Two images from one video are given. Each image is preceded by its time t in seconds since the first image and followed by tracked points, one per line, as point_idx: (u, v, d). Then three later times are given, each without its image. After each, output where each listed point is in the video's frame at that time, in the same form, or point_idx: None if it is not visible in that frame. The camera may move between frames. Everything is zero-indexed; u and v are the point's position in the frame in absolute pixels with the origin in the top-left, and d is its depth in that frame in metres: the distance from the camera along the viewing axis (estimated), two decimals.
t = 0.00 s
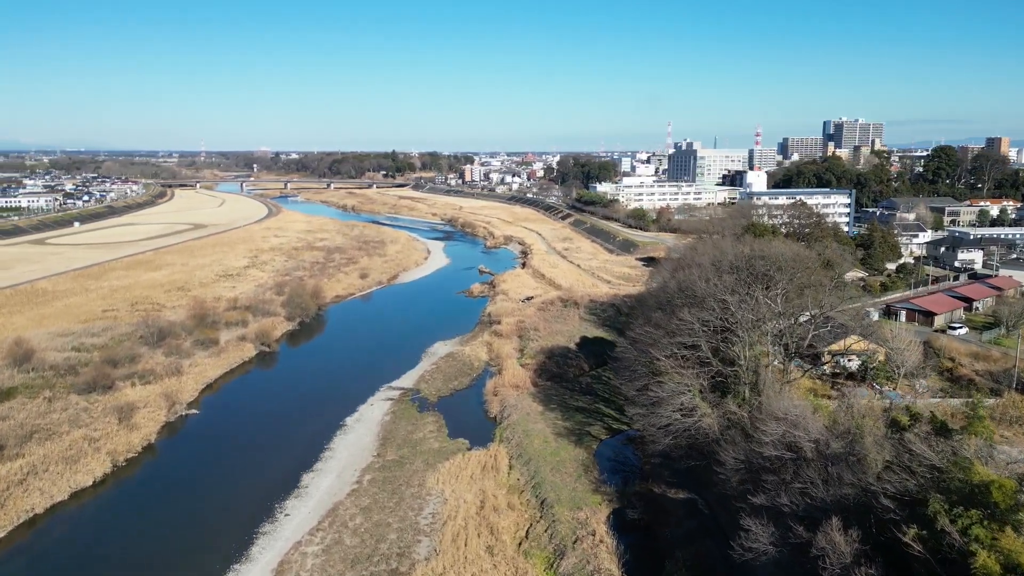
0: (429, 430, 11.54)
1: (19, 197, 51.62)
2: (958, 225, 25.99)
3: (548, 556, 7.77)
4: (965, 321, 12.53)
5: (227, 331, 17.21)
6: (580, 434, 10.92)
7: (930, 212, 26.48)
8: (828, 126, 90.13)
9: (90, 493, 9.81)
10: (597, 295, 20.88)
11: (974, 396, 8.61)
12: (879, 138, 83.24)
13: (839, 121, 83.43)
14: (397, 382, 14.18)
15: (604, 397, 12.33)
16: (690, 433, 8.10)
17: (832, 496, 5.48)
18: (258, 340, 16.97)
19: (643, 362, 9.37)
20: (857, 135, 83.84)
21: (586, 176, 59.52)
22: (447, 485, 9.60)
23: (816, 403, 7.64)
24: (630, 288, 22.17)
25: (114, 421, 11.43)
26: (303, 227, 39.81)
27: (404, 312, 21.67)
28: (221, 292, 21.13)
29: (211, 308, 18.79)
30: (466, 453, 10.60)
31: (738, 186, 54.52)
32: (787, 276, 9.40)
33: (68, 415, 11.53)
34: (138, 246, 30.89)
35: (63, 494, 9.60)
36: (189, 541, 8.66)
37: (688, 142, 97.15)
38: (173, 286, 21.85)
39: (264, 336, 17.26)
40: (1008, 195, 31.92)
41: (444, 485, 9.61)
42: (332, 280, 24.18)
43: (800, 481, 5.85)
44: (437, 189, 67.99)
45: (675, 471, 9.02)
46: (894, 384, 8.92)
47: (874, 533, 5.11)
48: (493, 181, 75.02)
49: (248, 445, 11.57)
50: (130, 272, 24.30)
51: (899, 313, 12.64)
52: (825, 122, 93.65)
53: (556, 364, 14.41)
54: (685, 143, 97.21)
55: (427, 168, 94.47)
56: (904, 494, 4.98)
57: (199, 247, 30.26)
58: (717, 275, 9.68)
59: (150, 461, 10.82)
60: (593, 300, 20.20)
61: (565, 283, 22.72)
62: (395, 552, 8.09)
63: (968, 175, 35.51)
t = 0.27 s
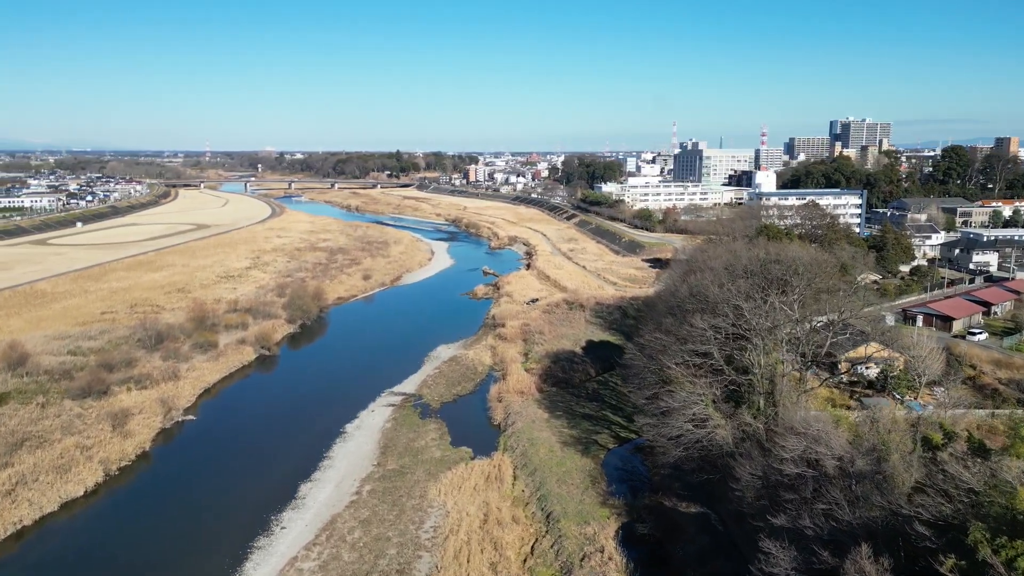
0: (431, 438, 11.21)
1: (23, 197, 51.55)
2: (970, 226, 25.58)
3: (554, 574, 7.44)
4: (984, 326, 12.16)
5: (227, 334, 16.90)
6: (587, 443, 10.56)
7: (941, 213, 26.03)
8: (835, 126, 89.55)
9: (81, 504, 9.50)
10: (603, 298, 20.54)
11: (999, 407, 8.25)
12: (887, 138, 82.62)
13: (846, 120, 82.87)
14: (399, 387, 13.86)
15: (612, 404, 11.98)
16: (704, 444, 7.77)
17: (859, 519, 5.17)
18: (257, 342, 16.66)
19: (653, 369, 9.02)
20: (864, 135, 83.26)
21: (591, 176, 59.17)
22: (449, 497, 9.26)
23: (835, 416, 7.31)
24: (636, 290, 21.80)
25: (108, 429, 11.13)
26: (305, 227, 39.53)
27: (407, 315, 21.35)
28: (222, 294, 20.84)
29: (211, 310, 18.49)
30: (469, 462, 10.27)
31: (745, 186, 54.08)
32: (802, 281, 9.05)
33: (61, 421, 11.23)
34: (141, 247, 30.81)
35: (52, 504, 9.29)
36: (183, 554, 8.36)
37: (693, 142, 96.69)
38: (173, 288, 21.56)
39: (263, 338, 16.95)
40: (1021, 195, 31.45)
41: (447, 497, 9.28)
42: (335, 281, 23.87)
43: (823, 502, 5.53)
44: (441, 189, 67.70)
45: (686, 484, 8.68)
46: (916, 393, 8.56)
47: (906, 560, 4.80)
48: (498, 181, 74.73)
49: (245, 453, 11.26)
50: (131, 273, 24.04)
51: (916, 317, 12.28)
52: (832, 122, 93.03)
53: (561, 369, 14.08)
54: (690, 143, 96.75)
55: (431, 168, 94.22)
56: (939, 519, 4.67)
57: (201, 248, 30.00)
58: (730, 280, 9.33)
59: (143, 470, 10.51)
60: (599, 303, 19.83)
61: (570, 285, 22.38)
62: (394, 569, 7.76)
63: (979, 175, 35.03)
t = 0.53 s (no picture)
0: (432, 446, 10.88)
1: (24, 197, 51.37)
2: (981, 227, 25.17)
3: None
4: (1003, 331, 11.79)
5: (225, 337, 16.58)
6: (593, 453, 10.23)
7: (952, 214, 25.60)
8: (840, 125, 89.02)
9: (70, 516, 9.18)
10: (608, 300, 20.19)
11: None
12: (893, 137, 82.05)
13: (851, 120, 82.33)
14: (399, 392, 13.53)
15: (618, 412, 11.64)
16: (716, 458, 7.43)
17: (888, 547, 4.86)
18: (256, 346, 16.34)
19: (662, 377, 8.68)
20: (870, 135, 82.71)
21: (595, 176, 58.79)
22: (450, 510, 8.92)
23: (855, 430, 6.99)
24: (642, 292, 21.43)
25: (100, 437, 10.81)
26: (307, 227, 39.24)
27: (409, 317, 21.05)
28: (221, 296, 20.53)
29: (209, 313, 18.18)
30: (471, 473, 9.93)
31: (749, 186, 53.63)
32: (817, 286, 8.72)
33: (51, 429, 10.91)
34: (141, 247, 30.60)
35: (40, 517, 8.97)
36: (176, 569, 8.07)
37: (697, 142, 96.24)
38: (172, 290, 21.25)
39: (262, 342, 16.64)
40: None
41: (448, 509, 8.94)
42: (335, 283, 23.54)
43: (849, 526, 5.21)
44: (444, 189, 67.38)
45: (696, 498, 8.33)
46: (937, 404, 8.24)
47: None
48: (501, 181, 74.38)
49: (242, 461, 10.96)
50: (129, 275, 23.76)
51: (932, 322, 11.92)
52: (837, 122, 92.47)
53: (566, 375, 13.74)
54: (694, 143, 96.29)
55: (434, 168, 93.88)
56: (978, 551, 4.37)
57: (201, 249, 29.71)
58: (742, 284, 8.98)
59: (136, 479, 10.21)
60: (604, 305, 19.46)
61: (574, 287, 22.03)
62: None
63: (988, 175, 34.56)
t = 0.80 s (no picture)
0: (433, 456, 10.54)
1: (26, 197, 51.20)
2: (993, 229, 24.76)
3: None
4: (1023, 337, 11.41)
5: (223, 340, 16.26)
6: (600, 463, 9.88)
7: (962, 215, 25.17)
8: (846, 125, 88.49)
9: (58, 528, 8.85)
10: (613, 302, 19.83)
11: None
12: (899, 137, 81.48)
13: (857, 120, 81.79)
14: (400, 398, 13.18)
15: (625, 420, 11.28)
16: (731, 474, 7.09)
17: None
18: (254, 349, 16.02)
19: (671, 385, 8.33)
20: (876, 135, 82.18)
21: (599, 176, 58.43)
22: (451, 524, 8.58)
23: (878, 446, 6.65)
24: (647, 295, 21.05)
25: (91, 446, 10.49)
26: (309, 228, 38.96)
27: (411, 319, 20.71)
28: (220, 299, 20.22)
29: (208, 316, 17.86)
30: (473, 484, 9.59)
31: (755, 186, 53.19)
32: (835, 291, 8.38)
33: (42, 437, 10.60)
34: (142, 248, 30.40)
35: (26, 530, 8.64)
36: None
37: (702, 142, 95.79)
38: (170, 292, 20.95)
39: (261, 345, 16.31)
40: None
41: (449, 524, 8.59)
42: (336, 285, 23.22)
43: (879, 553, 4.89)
44: (447, 189, 67.06)
45: (709, 513, 7.97)
46: (962, 416, 7.85)
47: None
48: (504, 181, 74.06)
49: (237, 469, 10.64)
50: (128, 276, 23.47)
51: (950, 327, 11.54)
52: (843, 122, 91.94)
53: (571, 381, 13.39)
54: (698, 143, 95.85)
55: (437, 168, 93.52)
56: None
57: (201, 250, 29.43)
58: (755, 289, 8.63)
59: (128, 489, 9.91)
60: (609, 308, 19.09)
61: (579, 289, 21.68)
62: None
63: (998, 176, 34.10)
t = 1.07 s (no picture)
0: (435, 467, 10.20)
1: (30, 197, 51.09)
2: (1006, 230, 24.30)
3: None
4: None
5: (222, 343, 15.96)
6: (608, 474, 9.52)
7: (976, 216, 24.72)
8: (853, 125, 87.79)
9: (46, 542, 8.54)
10: (619, 305, 19.47)
11: None
12: (907, 137, 80.80)
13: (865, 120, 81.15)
14: (402, 405, 12.85)
15: (634, 429, 10.92)
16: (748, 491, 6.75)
17: None
18: (254, 353, 15.72)
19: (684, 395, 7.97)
20: (883, 135, 81.53)
21: (604, 176, 58.03)
22: (454, 539, 8.24)
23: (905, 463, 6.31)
24: (654, 297, 20.67)
25: (83, 454, 10.18)
26: (313, 228, 38.69)
27: (414, 322, 20.39)
28: (220, 300, 19.93)
29: (208, 319, 17.56)
30: (477, 496, 9.24)
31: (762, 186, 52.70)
32: (855, 296, 8.01)
33: (33, 446, 10.30)
34: (144, 248, 30.22)
35: (13, 544, 8.33)
36: None
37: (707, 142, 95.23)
38: (170, 294, 20.67)
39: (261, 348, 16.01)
40: None
41: (451, 539, 8.26)
42: (339, 286, 22.91)
43: None
44: (452, 189, 66.74)
45: (723, 531, 7.62)
46: (990, 429, 7.49)
47: None
48: (509, 181, 73.73)
49: (234, 478, 10.34)
50: (129, 277, 23.22)
51: (971, 334, 11.15)
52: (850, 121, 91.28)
53: (577, 387, 13.03)
54: (704, 142, 95.30)
55: (442, 168, 93.23)
56: None
57: (203, 250, 29.17)
58: (770, 295, 8.28)
59: (121, 500, 9.61)
60: (616, 311, 18.73)
61: (584, 291, 21.32)
62: None
63: (1010, 176, 33.58)
